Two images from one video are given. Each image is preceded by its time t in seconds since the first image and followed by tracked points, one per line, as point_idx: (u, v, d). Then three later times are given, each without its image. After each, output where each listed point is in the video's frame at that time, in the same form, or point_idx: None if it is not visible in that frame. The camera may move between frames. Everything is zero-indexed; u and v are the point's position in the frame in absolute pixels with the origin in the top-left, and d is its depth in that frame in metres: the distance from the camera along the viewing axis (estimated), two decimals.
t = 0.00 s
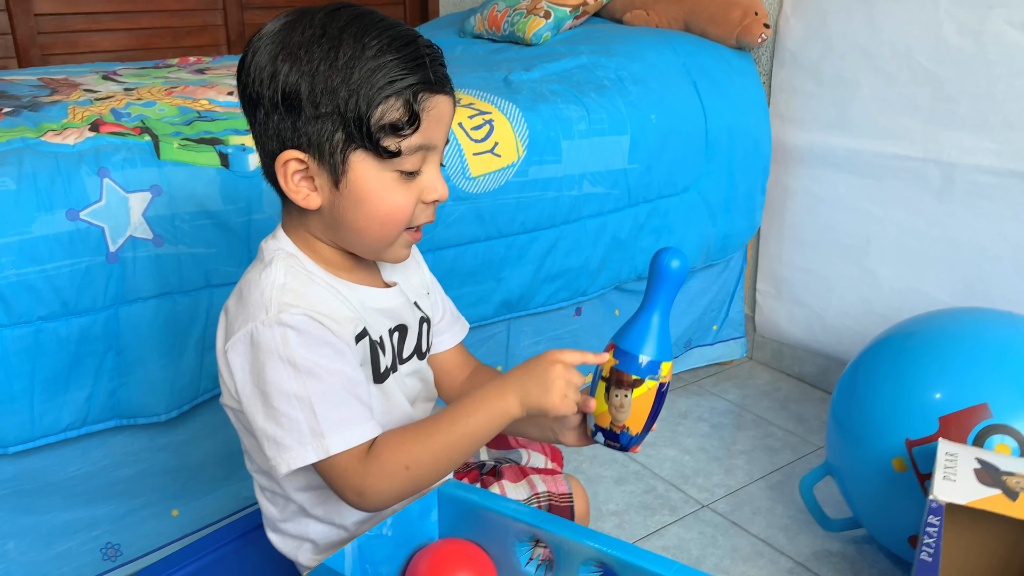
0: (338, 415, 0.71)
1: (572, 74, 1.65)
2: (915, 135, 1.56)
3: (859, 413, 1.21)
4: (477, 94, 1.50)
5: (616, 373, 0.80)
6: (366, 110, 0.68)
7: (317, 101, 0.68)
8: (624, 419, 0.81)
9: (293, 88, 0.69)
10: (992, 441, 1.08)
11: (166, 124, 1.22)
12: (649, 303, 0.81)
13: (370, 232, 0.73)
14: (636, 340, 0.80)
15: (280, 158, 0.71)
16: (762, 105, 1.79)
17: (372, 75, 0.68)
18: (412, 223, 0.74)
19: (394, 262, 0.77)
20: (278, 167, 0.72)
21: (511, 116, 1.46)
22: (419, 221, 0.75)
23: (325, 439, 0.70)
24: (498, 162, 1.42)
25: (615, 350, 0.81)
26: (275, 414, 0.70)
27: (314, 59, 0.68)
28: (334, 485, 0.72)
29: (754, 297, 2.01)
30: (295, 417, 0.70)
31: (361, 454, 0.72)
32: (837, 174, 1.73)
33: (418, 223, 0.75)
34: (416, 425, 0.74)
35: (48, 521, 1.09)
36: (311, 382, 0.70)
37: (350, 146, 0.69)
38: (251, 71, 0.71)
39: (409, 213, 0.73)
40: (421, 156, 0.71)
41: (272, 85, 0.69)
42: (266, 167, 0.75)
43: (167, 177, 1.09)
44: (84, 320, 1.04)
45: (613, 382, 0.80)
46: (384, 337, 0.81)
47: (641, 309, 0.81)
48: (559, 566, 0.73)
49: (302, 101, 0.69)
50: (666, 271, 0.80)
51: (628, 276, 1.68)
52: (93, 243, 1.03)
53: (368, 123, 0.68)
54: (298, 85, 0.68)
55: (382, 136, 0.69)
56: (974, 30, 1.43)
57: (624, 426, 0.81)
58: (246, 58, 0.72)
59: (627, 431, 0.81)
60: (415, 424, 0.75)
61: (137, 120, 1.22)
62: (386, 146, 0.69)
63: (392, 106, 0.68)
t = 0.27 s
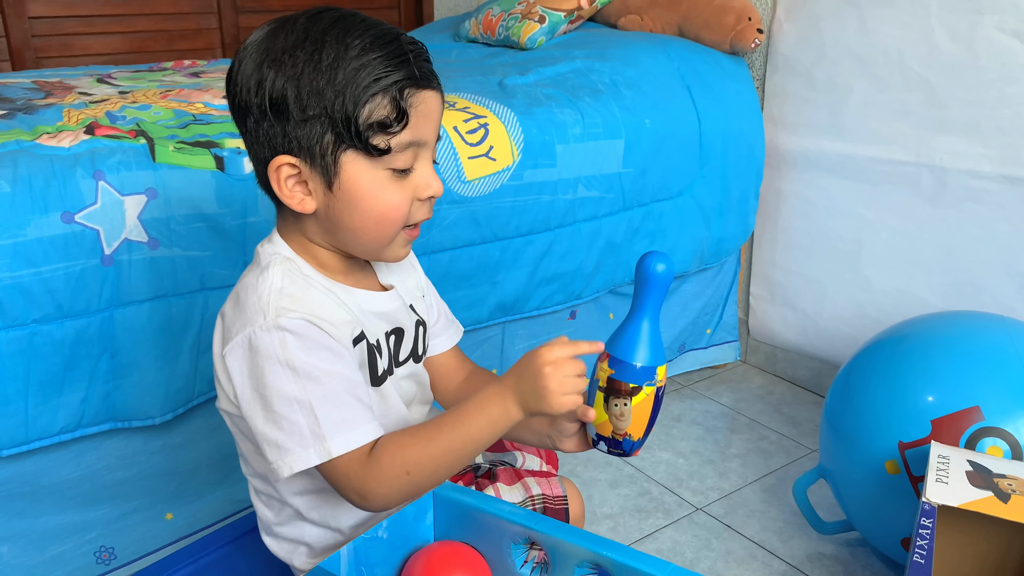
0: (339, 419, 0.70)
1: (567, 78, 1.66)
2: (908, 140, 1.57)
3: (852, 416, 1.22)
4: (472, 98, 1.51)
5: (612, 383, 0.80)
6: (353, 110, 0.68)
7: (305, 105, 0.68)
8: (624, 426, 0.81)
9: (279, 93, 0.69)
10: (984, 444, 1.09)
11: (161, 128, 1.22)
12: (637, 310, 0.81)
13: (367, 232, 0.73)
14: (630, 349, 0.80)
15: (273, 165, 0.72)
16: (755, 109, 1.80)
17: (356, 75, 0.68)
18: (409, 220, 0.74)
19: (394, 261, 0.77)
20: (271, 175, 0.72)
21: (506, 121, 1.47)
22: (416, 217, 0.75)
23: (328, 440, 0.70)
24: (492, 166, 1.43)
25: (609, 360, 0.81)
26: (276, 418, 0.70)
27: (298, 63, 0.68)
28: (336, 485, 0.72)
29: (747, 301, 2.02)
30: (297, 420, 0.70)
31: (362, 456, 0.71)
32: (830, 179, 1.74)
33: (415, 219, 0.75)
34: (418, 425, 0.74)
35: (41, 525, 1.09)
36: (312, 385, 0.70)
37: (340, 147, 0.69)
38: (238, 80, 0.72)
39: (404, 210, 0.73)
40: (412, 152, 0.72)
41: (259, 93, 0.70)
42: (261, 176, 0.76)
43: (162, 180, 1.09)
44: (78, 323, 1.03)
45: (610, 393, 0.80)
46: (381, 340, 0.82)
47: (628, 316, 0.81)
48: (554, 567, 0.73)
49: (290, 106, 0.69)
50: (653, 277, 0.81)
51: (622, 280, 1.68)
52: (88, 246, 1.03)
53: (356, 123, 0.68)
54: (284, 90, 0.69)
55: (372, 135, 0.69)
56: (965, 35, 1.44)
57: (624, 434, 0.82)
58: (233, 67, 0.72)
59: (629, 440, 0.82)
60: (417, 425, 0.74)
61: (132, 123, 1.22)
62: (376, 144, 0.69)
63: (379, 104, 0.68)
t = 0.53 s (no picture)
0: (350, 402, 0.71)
1: (560, 80, 1.67)
2: (898, 142, 1.58)
3: (843, 415, 1.22)
4: (466, 99, 1.51)
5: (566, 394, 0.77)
6: (339, 112, 0.68)
7: (291, 107, 0.69)
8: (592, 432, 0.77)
9: (266, 97, 0.69)
10: (974, 442, 1.10)
11: (156, 127, 1.22)
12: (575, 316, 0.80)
13: (358, 232, 0.73)
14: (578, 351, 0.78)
15: (264, 167, 0.72)
16: (748, 112, 1.81)
17: (341, 77, 0.68)
18: (401, 219, 0.74)
19: (388, 259, 0.77)
20: (262, 176, 0.73)
21: (500, 122, 1.47)
22: (407, 216, 0.75)
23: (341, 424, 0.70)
24: (487, 167, 1.43)
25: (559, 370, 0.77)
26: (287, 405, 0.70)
27: (283, 67, 0.68)
28: (350, 472, 0.72)
29: (739, 302, 2.03)
30: (309, 408, 0.70)
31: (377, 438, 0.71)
32: (822, 181, 1.75)
33: (407, 217, 0.75)
34: (429, 412, 0.74)
35: (33, 525, 1.08)
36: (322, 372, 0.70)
37: (328, 149, 0.70)
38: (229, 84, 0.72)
39: (395, 210, 0.73)
40: (400, 151, 0.71)
41: (248, 96, 0.70)
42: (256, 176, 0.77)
43: (157, 179, 1.09)
44: (72, 322, 1.03)
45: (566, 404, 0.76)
46: (380, 334, 0.82)
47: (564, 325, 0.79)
48: (549, 564, 0.74)
49: (277, 109, 0.69)
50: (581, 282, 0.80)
51: (616, 281, 1.69)
52: (83, 245, 1.03)
53: (342, 125, 0.68)
54: (271, 94, 0.69)
55: (358, 136, 0.69)
56: (955, 39, 1.46)
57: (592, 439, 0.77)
58: (223, 69, 0.73)
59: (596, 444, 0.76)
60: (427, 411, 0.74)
61: (126, 123, 1.22)
62: (363, 146, 0.69)
63: (365, 106, 0.68)
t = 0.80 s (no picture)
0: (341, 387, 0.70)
1: (552, 84, 1.68)
2: (885, 147, 1.61)
3: (831, 416, 1.24)
4: (459, 103, 1.52)
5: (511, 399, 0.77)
6: (312, 114, 0.69)
7: (271, 109, 0.70)
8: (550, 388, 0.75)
9: (250, 97, 0.71)
10: (959, 442, 1.12)
11: (150, 128, 1.22)
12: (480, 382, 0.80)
13: (337, 233, 0.73)
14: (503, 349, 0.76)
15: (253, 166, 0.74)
16: (737, 116, 1.83)
17: (315, 80, 0.68)
18: (386, 226, 0.73)
19: (374, 264, 0.76)
20: (252, 176, 0.75)
21: (493, 125, 1.49)
22: (396, 223, 0.73)
23: (331, 408, 0.69)
24: (479, 170, 1.44)
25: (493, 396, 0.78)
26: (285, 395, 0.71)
27: (266, 69, 0.70)
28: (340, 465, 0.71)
29: (728, 305, 2.04)
30: (304, 394, 0.70)
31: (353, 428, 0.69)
32: (810, 185, 1.78)
33: (393, 224, 0.73)
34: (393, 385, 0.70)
35: (26, 525, 1.08)
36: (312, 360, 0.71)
37: (303, 150, 0.70)
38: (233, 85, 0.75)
39: (374, 215, 0.72)
40: (379, 154, 0.71)
41: (240, 97, 0.73)
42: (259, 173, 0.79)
43: (152, 180, 1.10)
44: (66, 322, 1.04)
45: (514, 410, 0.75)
46: (374, 331, 0.83)
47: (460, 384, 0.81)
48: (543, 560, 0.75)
49: (260, 110, 0.71)
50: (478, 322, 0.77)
51: (607, 283, 1.70)
52: (77, 246, 1.03)
53: (316, 126, 0.69)
54: (255, 95, 0.71)
55: (330, 139, 0.69)
56: (941, 45, 1.48)
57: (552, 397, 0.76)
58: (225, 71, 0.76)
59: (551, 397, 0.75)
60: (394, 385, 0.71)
61: (120, 124, 1.22)
62: (335, 147, 0.69)
63: (339, 108, 0.68)
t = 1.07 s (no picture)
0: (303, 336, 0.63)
1: (549, 88, 1.69)
2: (878, 151, 1.62)
3: (827, 418, 1.25)
4: (457, 107, 1.53)
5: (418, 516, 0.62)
6: (273, 110, 0.67)
7: (244, 105, 0.70)
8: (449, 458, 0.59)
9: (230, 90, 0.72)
10: (954, 444, 1.13)
11: (148, 131, 1.23)
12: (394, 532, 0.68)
13: (309, 228, 0.71)
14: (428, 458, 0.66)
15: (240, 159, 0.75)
16: (732, 121, 1.84)
17: (274, 75, 0.67)
18: (356, 221, 0.70)
19: (356, 261, 0.73)
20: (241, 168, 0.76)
21: (490, 129, 1.49)
22: (367, 218, 0.70)
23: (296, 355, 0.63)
24: (477, 173, 1.44)
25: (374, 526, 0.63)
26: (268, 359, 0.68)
27: (240, 62, 0.70)
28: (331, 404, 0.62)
29: (723, 308, 2.05)
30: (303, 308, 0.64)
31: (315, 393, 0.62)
32: (804, 189, 1.79)
33: (365, 219, 0.70)
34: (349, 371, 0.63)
35: (22, 529, 1.08)
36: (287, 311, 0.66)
37: (271, 147, 0.69)
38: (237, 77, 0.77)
39: (340, 209, 0.69)
40: (341, 148, 0.67)
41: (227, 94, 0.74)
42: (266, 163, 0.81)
43: (150, 182, 1.10)
44: (65, 324, 1.03)
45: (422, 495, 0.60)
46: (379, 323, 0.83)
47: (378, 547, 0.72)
48: (544, 561, 0.75)
49: (238, 107, 0.71)
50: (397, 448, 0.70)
51: (602, 287, 1.71)
52: (76, 248, 1.03)
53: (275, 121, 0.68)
54: (234, 92, 0.71)
55: (290, 134, 0.67)
56: (934, 51, 1.50)
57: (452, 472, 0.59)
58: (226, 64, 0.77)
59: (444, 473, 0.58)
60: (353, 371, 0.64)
61: (118, 126, 1.22)
62: (293, 141, 0.67)
63: (295, 102, 0.66)
